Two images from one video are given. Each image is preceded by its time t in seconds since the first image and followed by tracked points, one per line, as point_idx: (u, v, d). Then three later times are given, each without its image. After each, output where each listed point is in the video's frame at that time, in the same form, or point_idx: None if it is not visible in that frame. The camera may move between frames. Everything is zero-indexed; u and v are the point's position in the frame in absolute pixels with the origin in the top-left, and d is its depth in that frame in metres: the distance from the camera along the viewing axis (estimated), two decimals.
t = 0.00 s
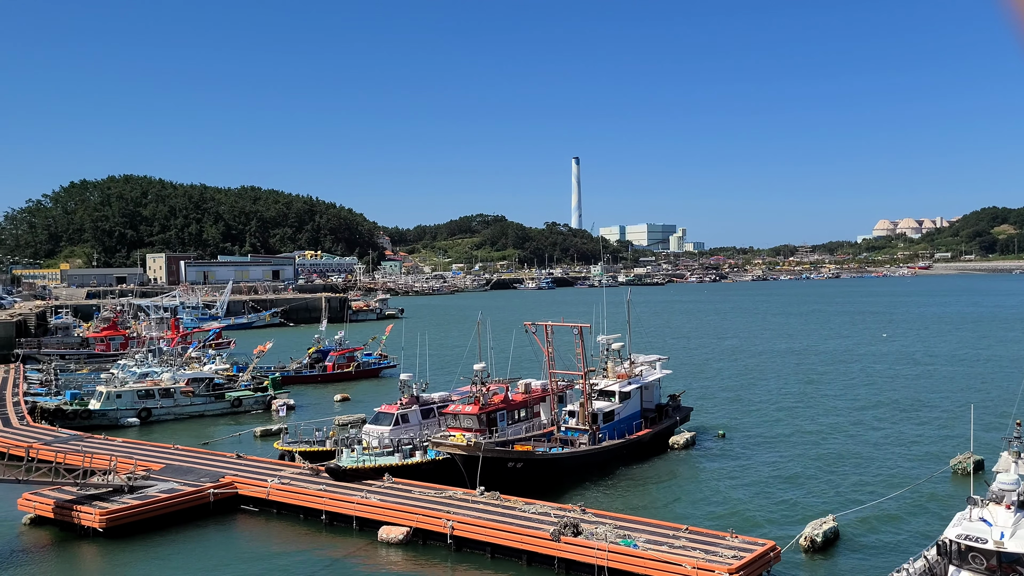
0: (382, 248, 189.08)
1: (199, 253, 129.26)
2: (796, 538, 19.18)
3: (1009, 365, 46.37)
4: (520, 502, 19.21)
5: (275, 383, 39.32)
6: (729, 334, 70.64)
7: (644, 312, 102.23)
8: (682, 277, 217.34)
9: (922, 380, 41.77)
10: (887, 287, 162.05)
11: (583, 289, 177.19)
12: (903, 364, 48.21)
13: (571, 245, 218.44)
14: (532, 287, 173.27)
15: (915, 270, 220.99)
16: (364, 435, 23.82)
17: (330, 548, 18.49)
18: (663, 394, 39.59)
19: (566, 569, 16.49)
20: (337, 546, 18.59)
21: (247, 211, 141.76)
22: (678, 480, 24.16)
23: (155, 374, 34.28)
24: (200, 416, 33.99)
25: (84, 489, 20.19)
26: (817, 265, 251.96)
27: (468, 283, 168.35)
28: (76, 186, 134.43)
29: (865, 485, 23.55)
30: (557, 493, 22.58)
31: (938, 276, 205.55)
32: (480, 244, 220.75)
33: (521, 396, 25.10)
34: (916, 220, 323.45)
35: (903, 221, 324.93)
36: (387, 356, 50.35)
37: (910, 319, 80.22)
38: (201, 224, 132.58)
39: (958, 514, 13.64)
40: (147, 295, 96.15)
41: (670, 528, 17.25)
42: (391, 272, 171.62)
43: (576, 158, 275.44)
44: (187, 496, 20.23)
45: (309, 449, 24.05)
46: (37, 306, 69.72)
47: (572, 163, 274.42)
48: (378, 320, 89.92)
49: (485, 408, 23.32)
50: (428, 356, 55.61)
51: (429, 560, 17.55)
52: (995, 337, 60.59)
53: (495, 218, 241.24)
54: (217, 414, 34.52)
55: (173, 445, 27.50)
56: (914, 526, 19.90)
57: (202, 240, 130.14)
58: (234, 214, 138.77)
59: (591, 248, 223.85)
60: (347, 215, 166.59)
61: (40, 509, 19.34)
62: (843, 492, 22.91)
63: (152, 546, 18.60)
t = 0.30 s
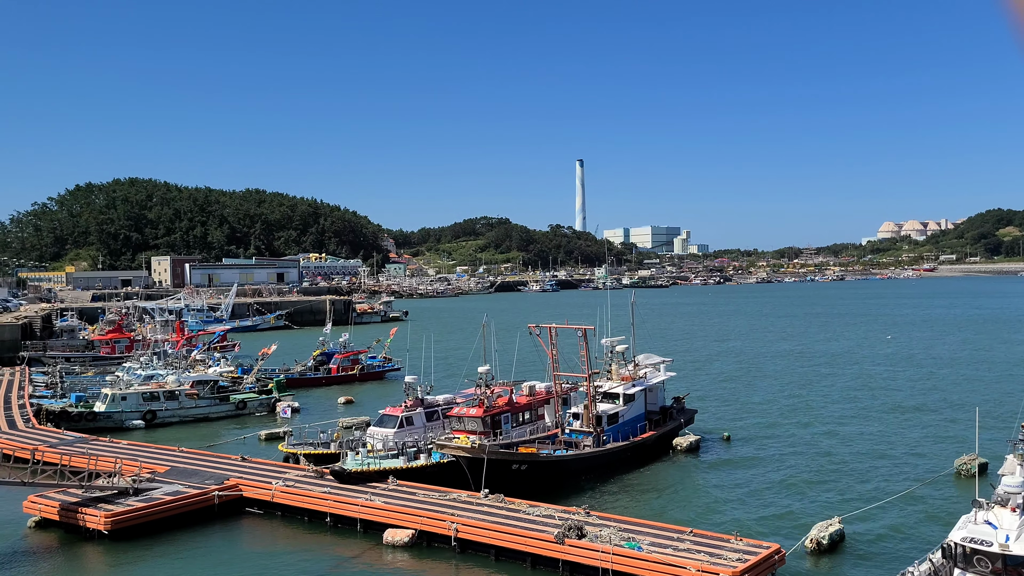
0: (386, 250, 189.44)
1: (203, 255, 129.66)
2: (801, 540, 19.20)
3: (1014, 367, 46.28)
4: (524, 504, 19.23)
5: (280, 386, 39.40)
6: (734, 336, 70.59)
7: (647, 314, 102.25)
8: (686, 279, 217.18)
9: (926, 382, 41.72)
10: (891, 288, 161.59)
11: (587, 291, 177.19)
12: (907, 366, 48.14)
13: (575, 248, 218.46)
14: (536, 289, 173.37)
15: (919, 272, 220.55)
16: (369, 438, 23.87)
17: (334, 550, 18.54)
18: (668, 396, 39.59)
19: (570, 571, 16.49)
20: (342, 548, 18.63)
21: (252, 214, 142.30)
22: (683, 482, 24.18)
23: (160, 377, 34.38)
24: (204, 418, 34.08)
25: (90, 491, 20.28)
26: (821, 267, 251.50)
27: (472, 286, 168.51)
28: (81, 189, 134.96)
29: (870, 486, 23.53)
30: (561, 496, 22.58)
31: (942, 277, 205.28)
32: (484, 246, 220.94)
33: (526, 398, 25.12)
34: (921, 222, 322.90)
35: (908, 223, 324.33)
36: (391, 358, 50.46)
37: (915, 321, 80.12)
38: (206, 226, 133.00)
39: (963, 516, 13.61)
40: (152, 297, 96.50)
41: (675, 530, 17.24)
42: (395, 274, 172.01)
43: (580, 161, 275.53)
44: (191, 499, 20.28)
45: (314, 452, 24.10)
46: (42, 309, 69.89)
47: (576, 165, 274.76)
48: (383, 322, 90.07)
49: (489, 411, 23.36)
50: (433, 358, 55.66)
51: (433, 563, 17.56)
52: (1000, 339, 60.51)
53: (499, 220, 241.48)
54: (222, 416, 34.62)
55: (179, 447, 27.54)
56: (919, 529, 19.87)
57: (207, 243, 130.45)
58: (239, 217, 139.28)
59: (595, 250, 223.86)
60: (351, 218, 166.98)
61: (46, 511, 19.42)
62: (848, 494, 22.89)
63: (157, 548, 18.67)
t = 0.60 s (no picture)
0: (389, 252, 189.45)
1: (207, 258, 129.77)
2: (804, 541, 19.20)
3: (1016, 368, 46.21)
4: (527, 506, 19.22)
5: (283, 389, 39.40)
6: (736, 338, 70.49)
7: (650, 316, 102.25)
8: (689, 281, 216.99)
9: (930, 383, 41.67)
10: (895, 290, 161.22)
11: (590, 293, 177.06)
12: (910, 367, 48.05)
13: (578, 250, 218.33)
14: (539, 291, 173.29)
15: (923, 274, 220.03)
16: (372, 439, 23.89)
17: (337, 552, 18.54)
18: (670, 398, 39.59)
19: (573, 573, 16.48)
20: (345, 550, 18.64)
21: (255, 216, 142.57)
22: (685, 484, 24.15)
23: (163, 379, 34.44)
24: (207, 421, 34.08)
25: (94, 493, 20.32)
26: (824, 269, 251.10)
27: (475, 288, 168.46)
28: (85, 192, 135.20)
29: (873, 488, 23.50)
30: (565, 498, 22.57)
31: (946, 279, 204.74)
32: (487, 248, 220.95)
33: (528, 400, 25.12)
34: (925, 223, 322.27)
35: (911, 224, 323.82)
36: (394, 360, 50.46)
37: (918, 322, 79.95)
38: (209, 229, 133.13)
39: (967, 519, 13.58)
40: (155, 300, 96.71)
41: (678, 532, 17.23)
42: (398, 276, 172.01)
43: (582, 163, 275.41)
44: (194, 501, 20.30)
45: (317, 454, 24.10)
46: (46, 311, 70.04)
47: (578, 167, 274.67)
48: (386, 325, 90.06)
49: (492, 413, 23.36)
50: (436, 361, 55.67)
51: (437, 565, 17.56)
52: (1003, 341, 60.39)
53: (502, 222, 241.51)
54: (225, 418, 34.64)
55: (182, 449, 27.61)
56: (923, 530, 19.85)
57: (210, 245, 130.61)
58: (241, 219, 139.45)
59: (598, 252, 223.69)
60: (354, 220, 167.06)
61: (49, 514, 19.46)
62: (852, 496, 22.85)
63: (161, 550, 18.68)
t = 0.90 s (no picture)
0: (393, 254, 189.77)
1: (211, 259, 130.11)
2: (808, 543, 19.17)
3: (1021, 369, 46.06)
4: (531, 508, 19.23)
5: (287, 391, 39.46)
6: (740, 339, 70.39)
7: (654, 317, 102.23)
8: (693, 282, 216.86)
9: (934, 385, 41.56)
10: (900, 291, 160.91)
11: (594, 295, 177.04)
12: (914, 369, 47.97)
13: (582, 251, 218.28)
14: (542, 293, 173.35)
15: (928, 275, 219.59)
16: (376, 441, 23.93)
17: (341, 554, 18.57)
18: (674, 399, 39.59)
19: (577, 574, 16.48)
20: (349, 552, 18.68)
21: (259, 218, 142.93)
22: (689, 486, 24.11)
23: (167, 381, 34.54)
24: (212, 422, 34.13)
25: (99, 495, 20.38)
26: (829, 270, 250.67)
27: (479, 289, 168.52)
28: (90, 195, 135.72)
29: (877, 490, 23.44)
30: (569, 500, 22.58)
31: (951, 280, 204.47)
32: (491, 250, 221.12)
33: (532, 401, 25.13)
34: (929, 224, 321.76)
35: (915, 225, 323.27)
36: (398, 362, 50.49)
37: (923, 323, 79.75)
38: (214, 231, 133.48)
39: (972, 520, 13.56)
40: (160, 301, 96.98)
41: (682, 534, 17.21)
42: (402, 278, 172.33)
43: (586, 164, 275.35)
44: (199, 502, 20.34)
45: (321, 455, 24.13)
46: (52, 313, 70.26)
47: (582, 169, 274.79)
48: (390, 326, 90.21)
49: (496, 414, 23.38)
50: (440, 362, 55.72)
51: (441, 566, 17.59)
52: (1008, 342, 60.25)
53: (506, 224, 241.69)
54: (230, 419, 34.71)
55: (187, 451, 27.69)
56: (927, 532, 19.79)
57: (214, 247, 131.04)
58: (246, 221, 139.78)
59: (602, 254, 223.63)
60: (358, 222, 167.29)
61: (54, 515, 19.51)
62: (856, 498, 22.80)
63: (165, 552, 18.71)
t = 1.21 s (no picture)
0: (395, 252, 189.79)
1: (214, 259, 130.20)
2: (811, 541, 19.14)
3: None
4: (534, 507, 19.23)
5: (289, 390, 39.45)
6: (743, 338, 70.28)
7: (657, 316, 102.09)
8: (696, 281, 216.60)
9: (938, 383, 41.42)
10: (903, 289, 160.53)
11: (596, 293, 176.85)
12: (918, 368, 47.84)
13: (584, 250, 218.15)
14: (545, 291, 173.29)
15: (931, 273, 219.15)
16: (378, 440, 23.94)
17: (344, 553, 18.59)
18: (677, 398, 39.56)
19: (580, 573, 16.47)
20: (352, 551, 18.68)
21: (261, 217, 143.03)
22: (692, 485, 24.07)
23: (170, 380, 34.56)
24: (214, 422, 34.16)
25: (102, 494, 20.41)
26: (832, 269, 250.19)
27: (481, 288, 168.44)
28: (93, 194, 135.90)
29: (881, 489, 23.40)
30: (572, 499, 22.56)
31: (954, 279, 204.09)
32: (493, 249, 221.11)
33: (534, 400, 25.11)
34: (932, 223, 321.17)
35: (918, 224, 322.67)
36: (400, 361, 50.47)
37: (926, 322, 79.49)
38: (216, 230, 133.57)
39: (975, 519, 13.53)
40: (163, 301, 97.07)
41: (685, 533, 17.20)
42: (404, 277, 172.37)
43: (588, 163, 275.11)
44: (202, 501, 20.36)
45: (324, 455, 24.14)
46: (54, 313, 70.32)
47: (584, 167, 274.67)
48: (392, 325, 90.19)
49: (498, 413, 23.38)
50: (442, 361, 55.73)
51: (443, 565, 17.58)
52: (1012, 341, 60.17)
53: (508, 223, 241.63)
54: (233, 419, 34.74)
55: (189, 450, 27.67)
56: (931, 531, 19.72)
57: (217, 246, 131.15)
58: (248, 220, 139.89)
59: (604, 253, 223.45)
60: (360, 221, 167.34)
61: (58, 515, 19.57)
62: (860, 497, 22.75)
63: (168, 552, 18.74)
